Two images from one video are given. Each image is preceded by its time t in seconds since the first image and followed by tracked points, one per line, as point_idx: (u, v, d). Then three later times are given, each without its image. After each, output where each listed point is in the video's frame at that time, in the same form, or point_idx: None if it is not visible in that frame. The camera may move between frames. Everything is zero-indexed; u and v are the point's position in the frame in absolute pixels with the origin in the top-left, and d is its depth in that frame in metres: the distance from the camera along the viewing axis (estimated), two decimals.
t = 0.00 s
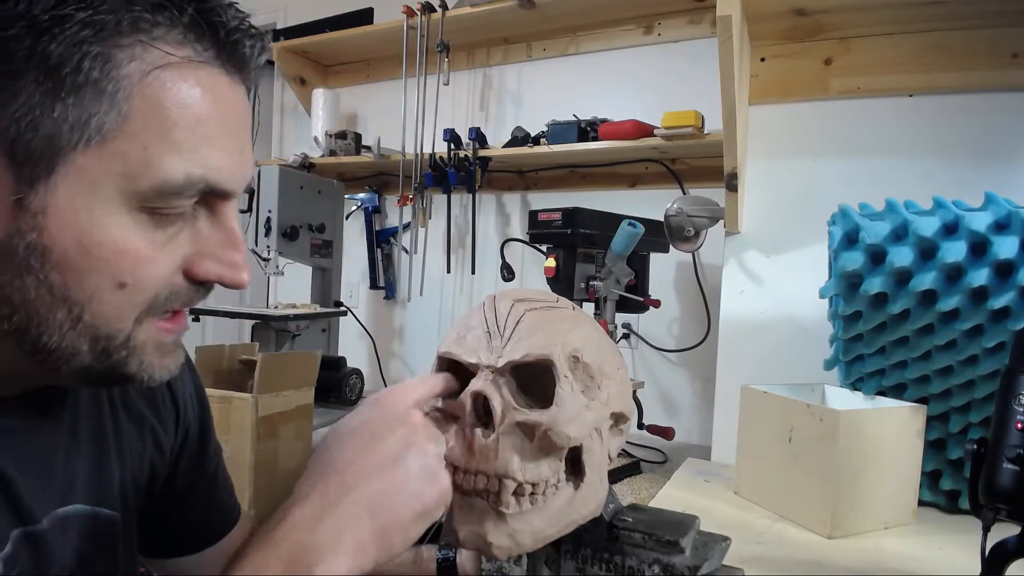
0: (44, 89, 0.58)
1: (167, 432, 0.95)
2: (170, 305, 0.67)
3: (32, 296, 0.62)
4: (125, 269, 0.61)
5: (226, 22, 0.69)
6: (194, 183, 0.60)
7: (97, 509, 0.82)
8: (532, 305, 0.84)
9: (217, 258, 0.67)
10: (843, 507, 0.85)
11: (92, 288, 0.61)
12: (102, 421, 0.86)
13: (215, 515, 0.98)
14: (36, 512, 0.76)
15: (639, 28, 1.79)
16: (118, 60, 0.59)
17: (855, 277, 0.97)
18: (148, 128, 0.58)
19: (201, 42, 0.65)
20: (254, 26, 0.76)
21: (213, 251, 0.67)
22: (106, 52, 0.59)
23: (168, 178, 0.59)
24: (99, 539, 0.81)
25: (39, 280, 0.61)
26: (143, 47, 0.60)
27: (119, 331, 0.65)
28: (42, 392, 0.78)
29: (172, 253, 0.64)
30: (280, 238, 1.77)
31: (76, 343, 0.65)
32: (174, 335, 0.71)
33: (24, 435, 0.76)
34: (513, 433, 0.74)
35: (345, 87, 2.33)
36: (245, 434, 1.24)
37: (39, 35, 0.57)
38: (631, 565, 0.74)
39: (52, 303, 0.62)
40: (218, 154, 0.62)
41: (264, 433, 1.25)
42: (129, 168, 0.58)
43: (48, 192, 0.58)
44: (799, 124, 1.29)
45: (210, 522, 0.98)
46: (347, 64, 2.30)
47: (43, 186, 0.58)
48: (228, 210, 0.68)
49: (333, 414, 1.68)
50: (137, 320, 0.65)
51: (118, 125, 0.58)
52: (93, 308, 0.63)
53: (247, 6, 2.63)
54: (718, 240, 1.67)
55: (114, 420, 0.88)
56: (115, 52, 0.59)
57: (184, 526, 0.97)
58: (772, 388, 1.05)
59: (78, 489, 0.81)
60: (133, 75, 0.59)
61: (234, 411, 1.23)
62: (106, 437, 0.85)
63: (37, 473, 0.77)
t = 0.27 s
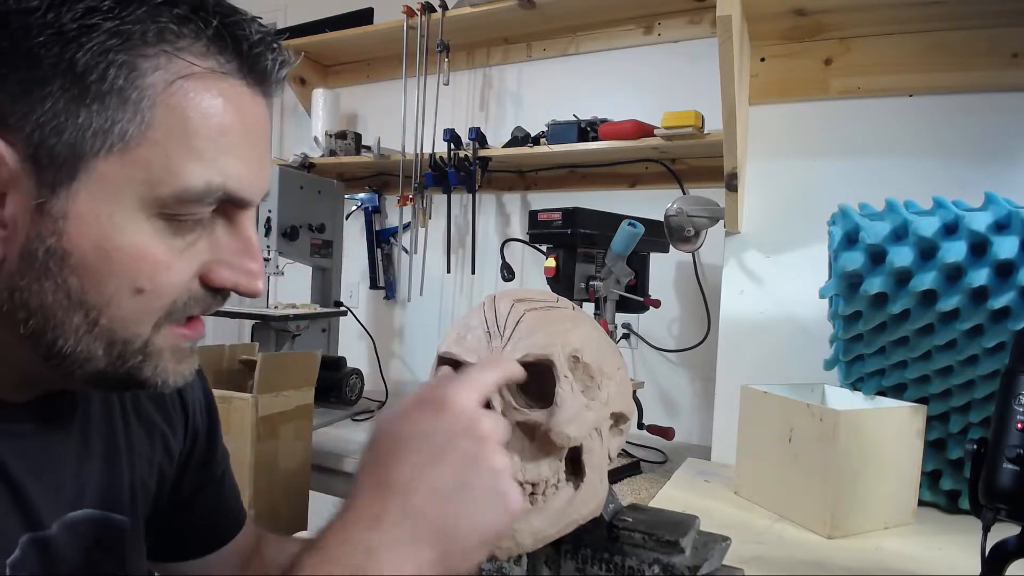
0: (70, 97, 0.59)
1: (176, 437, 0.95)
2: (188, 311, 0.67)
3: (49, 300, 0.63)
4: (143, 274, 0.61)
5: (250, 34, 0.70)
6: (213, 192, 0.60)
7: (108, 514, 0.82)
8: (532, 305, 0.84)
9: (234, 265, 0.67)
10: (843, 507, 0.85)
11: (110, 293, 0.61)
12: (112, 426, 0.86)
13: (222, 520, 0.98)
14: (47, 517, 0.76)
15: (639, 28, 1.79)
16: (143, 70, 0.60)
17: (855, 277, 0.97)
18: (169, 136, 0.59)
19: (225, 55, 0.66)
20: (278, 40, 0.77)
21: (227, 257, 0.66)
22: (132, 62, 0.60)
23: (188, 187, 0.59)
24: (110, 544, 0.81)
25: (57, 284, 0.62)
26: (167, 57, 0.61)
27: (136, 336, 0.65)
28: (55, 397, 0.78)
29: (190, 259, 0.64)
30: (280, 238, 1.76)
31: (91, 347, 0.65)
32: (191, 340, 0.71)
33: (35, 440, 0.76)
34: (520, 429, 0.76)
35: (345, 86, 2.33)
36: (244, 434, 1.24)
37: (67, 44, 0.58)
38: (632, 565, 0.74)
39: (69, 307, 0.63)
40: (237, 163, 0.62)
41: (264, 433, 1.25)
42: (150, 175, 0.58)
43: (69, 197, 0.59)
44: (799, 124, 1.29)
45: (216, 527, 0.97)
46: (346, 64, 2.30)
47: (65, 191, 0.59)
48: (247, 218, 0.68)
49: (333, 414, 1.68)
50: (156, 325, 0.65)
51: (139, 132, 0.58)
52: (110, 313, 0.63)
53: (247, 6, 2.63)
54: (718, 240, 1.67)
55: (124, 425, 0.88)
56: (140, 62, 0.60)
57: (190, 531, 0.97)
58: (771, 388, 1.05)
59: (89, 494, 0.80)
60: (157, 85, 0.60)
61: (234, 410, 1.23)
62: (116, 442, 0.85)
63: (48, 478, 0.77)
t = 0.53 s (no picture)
0: (79, 99, 0.59)
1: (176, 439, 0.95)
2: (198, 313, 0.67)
3: (60, 301, 0.63)
4: (151, 276, 0.61)
5: (257, 36, 0.70)
6: (222, 193, 0.61)
7: (109, 515, 0.81)
8: (533, 305, 0.85)
9: (240, 266, 0.67)
10: (843, 507, 0.85)
11: (119, 294, 0.61)
12: (114, 428, 0.86)
13: (222, 522, 0.98)
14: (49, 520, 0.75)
15: (639, 28, 1.79)
16: (152, 72, 0.60)
17: (855, 277, 0.97)
18: (179, 138, 0.59)
19: (233, 57, 0.66)
20: (284, 40, 0.77)
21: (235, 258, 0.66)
22: (141, 64, 0.60)
23: (195, 188, 0.60)
24: (110, 545, 0.81)
25: (67, 285, 0.61)
26: (176, 60, 0.62)
27: (147, 336, 0.65)
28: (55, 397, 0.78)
29: (198, 260, 0.64)
30: (280, 238, 1.76)
31: (100, 348, 0.65)
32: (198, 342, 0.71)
33: (36, 441, 0.76)
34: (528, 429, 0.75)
35: (346, 86, 2.33)
36: (245, 434, 1.24)
37: (76, 46, 0.58)
38: (632, 565, 0.74)
39: (79, 308, 0.63)
40: (245, 164, 0.62)
41: (263, 433, 1.25)
42: (156, 175, 0.59)
43: (80, 199, 0.59)
44: (800, 124, 1.29)
45: (216, 529, 0.97)
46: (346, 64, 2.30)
47: (76, 193, 0.59)
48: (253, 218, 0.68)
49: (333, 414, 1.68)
50: (166, 326, 0.65)
51: (149, 134, 0.59)
52: (120, 314, 0.63)
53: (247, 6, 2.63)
54: (718, 240, 1.67)
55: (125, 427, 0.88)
56: (149, 64, 0.60)
57: (189, 533, 0.97)
58: (772, 388, 1.05)
59: (90, 496, 0.80)
60: (166, 87, 0.60)
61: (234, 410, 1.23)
62: (117, 443, 0.85)
63: (50, 480, 0.76)
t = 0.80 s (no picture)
0: (80, 98, 0.59)
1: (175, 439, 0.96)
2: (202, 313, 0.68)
3: (62, 300, 0.62)
4: (154, 274, 0.61)
5: (256, 35, 0.70)
6: (223, 190, 0.61)
7: (111, 514, 0.81)
8: (533, 305, 0.84)
9: (242, 265, 0.67)
10: (843, 506, 0.85)
11: (122, 292, 0.62)
12: (115, 427, 0.86)
13: (221, 522, 0.98)
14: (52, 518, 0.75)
15: (639, 28, 1.79)
16: (152, 71, 0.60)
17: (855, 277, 0.97)
18: (180, 136, 0.59)
19: (232, 56, 0.66)
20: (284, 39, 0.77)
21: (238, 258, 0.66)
22: (140, 63, 0.60)
23: (197, 186, 0.60)
24: (112, 544, 0.81)
25: (70, 283, 0.61)
26: (176, 58, 0.62)
27: (152, 332, 0.65)
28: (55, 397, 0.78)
29: (199, 258, 0.64)
30: (280, 238, 1.76)
31: (105, 345, 0.64)
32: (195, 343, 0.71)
33: (39, 440, 0.76)
34: (520, 430, 0.76)
35: (346, 86, 2.33)
36: (245, 434, 1.24)
37: (75, 45, 0.58)
38: (632, 565, 0.74)
39: (82, 306, 0.63)
40: (244, 163, 0.62)
41: (264, 433, 1.25)
42: (158, 173, 0.59)
43: (81, 198, 0.59)
44: (800, 124, 1.29)
45: (216, 528, 0.98)
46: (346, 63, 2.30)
47: (77, 192, 0.59)
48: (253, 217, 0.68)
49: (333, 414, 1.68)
50: (169, 324, 0.65)
51: (149, 132, 0.59)
52: (124, 311, 0.63)
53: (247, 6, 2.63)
54: (718, 240, 1.67)
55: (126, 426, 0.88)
56: (149, 62, 0.60)
57: (189, 532, 0.97)
58: (772, 388, 1.05)
59: (92, 495, 0.80)
60: (166, 86, 0.60)
61: (233, 410, 1.24)
62: (118, 443, 0.85)
63: (53, 478, 0.76)
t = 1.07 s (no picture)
0: (101, 106, 0.59)
1: (176, 441, 0.96)
2: (205, 314, 0.68)
3: (75, 304, 0.63)
4: (167, 279, 0.62)
5: (272, 43, 0.71)
6: (237, 196, 0.62)
7: (111, 517, 0.81)
8: (532, 306, 0.84)
9: (251, 270, 0.68)
10: (843, 506, 0.85)
11: (134, 298, 0.63)
12: (117, 430, 0.86)
13: (224, 523, 0.98)
14: (51, 522, 0.75)
15: (639, 28, 1.79)
16: (170, 79, 0.61)
17: (855, 278, 0.97)
18: (198, 144, 0.60)
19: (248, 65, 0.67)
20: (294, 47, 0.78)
21: (247, 262, 0.67)
22: (160, 71, 0.61)
23: (213, 192, 0.61)
24: (112, 546, 0.81)
25: (83, 287, 0.62)
26: (195, 67, 0.63)
27: (157, 338, 0.66)
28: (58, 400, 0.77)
29: (210, 264, 0.65)
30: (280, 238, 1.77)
31: (112, 349, 0.65)
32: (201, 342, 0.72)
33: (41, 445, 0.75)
34: (518, 430, 0.75)
35: (346, 87, 2.33)
36: (245, 433, 1.24)
37: (98, 54, 0.59)
38: (632, 565, 0.74)
39: (94, 310, 0.63)
40: (259, 170, 0.63)
41: (263, 433, 1.25)
42: (178, 180, 0.60)
43: (99, 204, 0.60)
44: (800, 124, 1.29)
45: (219, 529, 0.97)
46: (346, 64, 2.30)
47: (95, 198, 0.59)
48: (264, 222, 0.69)
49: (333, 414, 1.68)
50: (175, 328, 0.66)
51: (169, 140, 0.60)
52: (134, 316, 0.64)
53: (247, 6, 2.63)
54: (718, 240, 1.67)
55: (128, 430, 0.89)
56: (169, 71, 0.61)
57: (190, 534, 0.97)
58: (772, 388, 1.05)
59: (93, 497, 0.80)
60: (186, 95, 0.61)
61: (234, 410, 1.24)
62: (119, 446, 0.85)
63: (56, 482, 0.76)
